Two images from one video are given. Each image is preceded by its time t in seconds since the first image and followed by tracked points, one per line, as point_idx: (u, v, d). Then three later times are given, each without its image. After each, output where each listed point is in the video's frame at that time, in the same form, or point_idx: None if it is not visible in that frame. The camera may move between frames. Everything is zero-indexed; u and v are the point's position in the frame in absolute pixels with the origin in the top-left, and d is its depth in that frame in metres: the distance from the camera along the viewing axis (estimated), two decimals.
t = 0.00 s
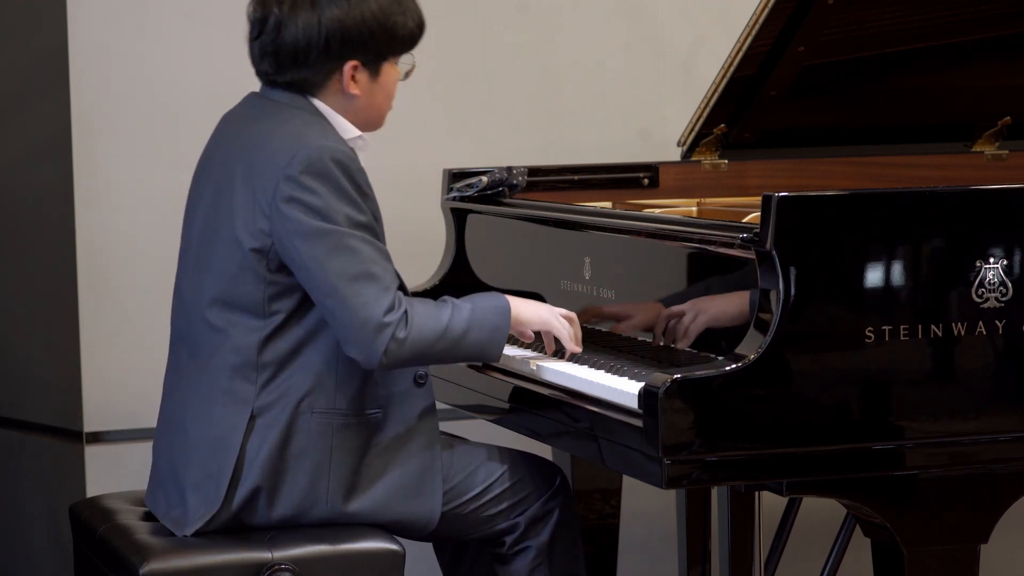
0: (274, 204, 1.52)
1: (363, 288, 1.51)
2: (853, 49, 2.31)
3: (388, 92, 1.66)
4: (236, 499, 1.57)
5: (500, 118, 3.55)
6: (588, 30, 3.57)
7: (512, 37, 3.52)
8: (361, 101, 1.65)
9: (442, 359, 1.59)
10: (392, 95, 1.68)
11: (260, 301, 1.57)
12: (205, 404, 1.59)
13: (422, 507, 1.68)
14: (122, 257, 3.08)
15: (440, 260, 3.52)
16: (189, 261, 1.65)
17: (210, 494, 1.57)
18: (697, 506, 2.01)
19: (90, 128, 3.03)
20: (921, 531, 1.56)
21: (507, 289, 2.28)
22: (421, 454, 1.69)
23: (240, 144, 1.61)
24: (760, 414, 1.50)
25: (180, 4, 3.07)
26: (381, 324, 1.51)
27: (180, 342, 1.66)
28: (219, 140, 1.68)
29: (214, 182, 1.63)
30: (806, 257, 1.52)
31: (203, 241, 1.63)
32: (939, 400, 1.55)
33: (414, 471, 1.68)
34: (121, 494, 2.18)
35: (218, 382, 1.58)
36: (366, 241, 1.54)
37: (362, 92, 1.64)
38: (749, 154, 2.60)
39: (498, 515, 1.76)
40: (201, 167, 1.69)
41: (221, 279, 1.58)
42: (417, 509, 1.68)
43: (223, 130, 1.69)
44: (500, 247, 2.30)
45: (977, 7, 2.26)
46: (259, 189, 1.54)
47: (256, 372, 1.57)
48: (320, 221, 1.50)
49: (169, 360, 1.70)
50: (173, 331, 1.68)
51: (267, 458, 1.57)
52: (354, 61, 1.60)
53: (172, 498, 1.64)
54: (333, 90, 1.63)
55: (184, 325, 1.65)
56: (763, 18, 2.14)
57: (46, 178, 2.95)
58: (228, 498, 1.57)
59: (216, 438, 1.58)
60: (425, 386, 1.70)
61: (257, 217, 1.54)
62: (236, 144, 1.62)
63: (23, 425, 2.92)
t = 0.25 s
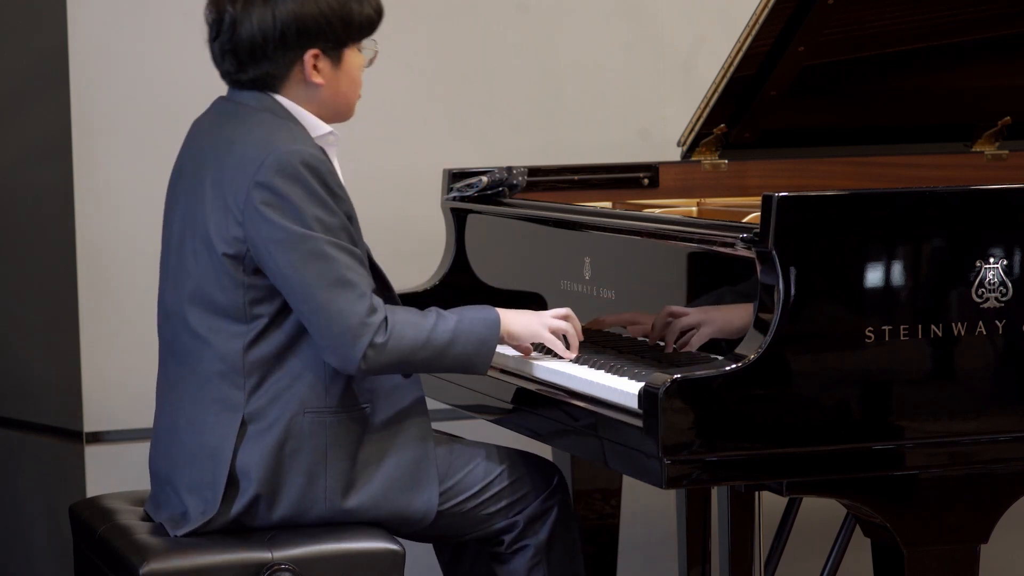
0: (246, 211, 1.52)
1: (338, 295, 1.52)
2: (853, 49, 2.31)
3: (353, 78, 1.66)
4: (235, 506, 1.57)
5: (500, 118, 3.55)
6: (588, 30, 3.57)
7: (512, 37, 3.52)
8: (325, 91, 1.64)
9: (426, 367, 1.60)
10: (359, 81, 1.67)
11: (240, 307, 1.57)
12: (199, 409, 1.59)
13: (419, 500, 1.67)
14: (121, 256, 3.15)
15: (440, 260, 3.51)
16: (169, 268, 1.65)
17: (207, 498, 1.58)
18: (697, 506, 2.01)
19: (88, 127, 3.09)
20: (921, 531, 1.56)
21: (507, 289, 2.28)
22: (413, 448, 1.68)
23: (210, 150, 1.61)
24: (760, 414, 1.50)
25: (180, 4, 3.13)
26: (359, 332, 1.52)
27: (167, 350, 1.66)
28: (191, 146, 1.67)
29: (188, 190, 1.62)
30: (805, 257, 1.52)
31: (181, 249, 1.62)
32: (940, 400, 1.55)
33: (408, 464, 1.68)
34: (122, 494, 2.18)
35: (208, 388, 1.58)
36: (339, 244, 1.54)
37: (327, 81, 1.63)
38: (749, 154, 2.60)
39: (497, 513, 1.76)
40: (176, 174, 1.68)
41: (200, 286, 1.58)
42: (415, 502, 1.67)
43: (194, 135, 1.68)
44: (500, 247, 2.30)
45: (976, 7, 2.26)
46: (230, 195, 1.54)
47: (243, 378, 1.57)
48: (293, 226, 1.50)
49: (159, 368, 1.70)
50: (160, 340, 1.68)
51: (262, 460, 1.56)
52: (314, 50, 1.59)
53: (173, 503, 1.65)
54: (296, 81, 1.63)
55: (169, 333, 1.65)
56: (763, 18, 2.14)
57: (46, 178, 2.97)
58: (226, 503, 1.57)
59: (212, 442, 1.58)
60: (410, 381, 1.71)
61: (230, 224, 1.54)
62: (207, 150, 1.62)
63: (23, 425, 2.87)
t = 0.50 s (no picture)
0: (221, 214, 1.52)
1: (320, 292, 1.52)
2: (854, 49, 2.31)
3: (317, 66, 1.66)
4: (234, 508, 1.57)
5: (499, 118, 3.55)
6: (588, 30, 3.57)
7: (512, 37, 3.52)
8: (289, 81, 1.64)
9: (419, 366, 1.60)
10: (324, 69, 1.67)
11: (224, 310, 1.57)
12: (191, 413, 1.59)
13: (417, 494, 1.68)
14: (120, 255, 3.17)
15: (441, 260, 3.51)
16: (152, 276, 1.65)
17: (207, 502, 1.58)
18: (697, 506, 2.01)
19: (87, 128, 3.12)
20: (921, 531, 1.56)
21: (507, 289, 2.28)
22: (407, 443, 1.69)
23: (184, 156, 1.61)
24: (760, 414, 1.50)
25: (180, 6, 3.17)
26: (345, 327, 1.52)
27: (155, 357, 1.67)
28: (166, 154, 1.68)
29: (165, 198, 1.63)
30: (806, 257, 1.52)
31: (162, 257, 1.63)
32: (940, 400, 1.55)
33: (403, 459, 1.68)
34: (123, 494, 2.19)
35: (198, 392, 1.58)
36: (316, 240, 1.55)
37: (291, 70, 1.63)
38: (749, 154, 2.60)
39: (496, 514, 1.76)
40: (154, 183, 1.69)
41: (183, 292, 1.59)
42: (413, 497, 1.68)
43: (168, 143, 1.69)
44: (499, 247, 2.30)
45: (977, 7, 2.26)
46: (205, 198, 1.54)
47: (232, 381, 1.57)
48: (268, 224, 1.51)
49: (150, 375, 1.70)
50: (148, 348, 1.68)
51: (258, 461, 1.56)
52: (273, 38, 1.60)
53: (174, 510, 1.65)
54: (259, 72, 1.63)
55: (155, 341, 1.65)
56: (763, 18, 2.14)
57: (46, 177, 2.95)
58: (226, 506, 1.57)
59: (207, 443, 1.58)
60: (400, 379, 1.72)
61: (207, 228, 1.54)
62: (181, 157, 1.62)
63: (24, 425, 2.84)
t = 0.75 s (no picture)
0: (201, 214, 1.52)
1: (304, 287, 1.52)
2: (853, 49, 2.31)
3: (279, 57, 1.66)
4: (232, 508, 1.57)
5: (499, 118, 3.55)
6: (588, 30, 3.57)
7: (512, 37, 3.53)
8: (251, 71, 1.65)
9: (408, 361, 1.60)
10: (288, 62, 1.68)
11: (210, 311, 1.57)
12: (184, 414, 1.59)
13: (412, 486, 1.68)
14: (120, 255, 3.17)
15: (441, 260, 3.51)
16: (139, 279, 1.65)
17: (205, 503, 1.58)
18: (697, 506, 2.01)
19: (89, 129, 3.12)
20: (921, 531, 1.56)
21: (507, 289, 2.28)
22: (399, 435, 1.70)
23: (161, 160, 1.61)
24: (760, 414, 1.50)
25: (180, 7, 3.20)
26: (333, 322, 1.52)
27: (146, 360, 1.66)
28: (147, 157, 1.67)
29: (146, 203, 1.62)
30: (806, 257, 1.52)
31: (146, 260, 1.62)
32: (940, 400, 1.55)
33: (397, 452, 1.69)
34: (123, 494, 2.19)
35: (189, 392, 1.58)
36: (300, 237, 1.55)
37: (252, 62, 1.64)
38: (749, 154, 2.60)
39: (493, 513, 1.76)
40: (136, 186, 1.68)
41: (169, 294, 1.59)
42: (409, 490, 1.68)
43: (148, 146, 1.69)
44: (499, 247, 2.30)
45: (976, 7, 2.26)
46: (185, 199, 1.54)
47: (223, 380, 1.57)
48: (249, 223, 1.51)
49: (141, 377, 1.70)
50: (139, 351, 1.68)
51: (254, 459, 1.56)
52: (233, 28, 1.60)
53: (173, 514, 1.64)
54: (221, 64, 1.64)
55: (146, 344, 1.66)
56: (763, 18, 2.14)
57: (47, 177, 2.97)
58: (225, 507, 1.58)
59: (203, 444, 1.58)
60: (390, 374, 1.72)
61: (188, 229, 1.54)
62: (159, 161, 1.62)
63: (25, 425, 2.85)
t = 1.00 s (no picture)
0: (184, 209, 1.52)
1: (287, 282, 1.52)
2: (854, 50, 2.31)
3: (264, 56, 1.67)
4: (227, 506, 1.56)
5: (499, 118, 3.55)
6: (588, 30, 3.57)
7: (512, 37, 3.52)
8: (236, 69, 1.65)
9: (393, 356, 1.60)
10: (273, 64, 1.69)
11: (197, 307, 1.57)
12: (175, 411, 1.59)
13: (406, 476, 1.69)
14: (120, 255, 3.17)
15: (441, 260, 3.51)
16: (127, 277, 1.65)
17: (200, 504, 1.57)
18: (697, 506, 2.00)
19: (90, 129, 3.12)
20: (921, 531, 1.56)
21: (507, 289, 2.28)
22: (391, 432, 1.70)
23: (146, 159, 1.61)
24: (760, 414, 1.50)
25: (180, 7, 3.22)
26: (316, 317, 1.52)
27: (135, 358, 1.67)
28: (135, 156, 1.68)
29: (132, 202, 1.63)
30: (806, 256, 1.52)
31: (134, 258, 1.63)
32: (940, 401, 1.55)
33: (390, 443, 1.70)
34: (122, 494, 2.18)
35: (179, 389, 1.58)
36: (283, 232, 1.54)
37: (237, 60, 1.65)
38: (749, 154, 2.60)
39: (489, 511, 1.76)
40: (123, 185, 1.69)
41: (156, 291, 1.59)
42: (404, 481, 1.69)
43: (136, 145, 1.69)
44: (499, 248, 2.30)
45: (977, 7, 2.26)
46: (168, 195, 1.54)
47: (212, 377, 1.57)
48: (231, 217, 1.51)
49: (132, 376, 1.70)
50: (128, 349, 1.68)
51: (246, 456, 1.56)
52: (219, 24, 1.61)
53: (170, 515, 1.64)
54: (206, 61, 1.64)
55: (134, 341, 1.66)
56: (763, 18, 2.14)
57: (48, 177, 2.97)
58: (221, 505, 1.57)
59: (194, 442, 1.57)
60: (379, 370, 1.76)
61: (172, 226, 1.54)
62: (144, 160, 1.62)
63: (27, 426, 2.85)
